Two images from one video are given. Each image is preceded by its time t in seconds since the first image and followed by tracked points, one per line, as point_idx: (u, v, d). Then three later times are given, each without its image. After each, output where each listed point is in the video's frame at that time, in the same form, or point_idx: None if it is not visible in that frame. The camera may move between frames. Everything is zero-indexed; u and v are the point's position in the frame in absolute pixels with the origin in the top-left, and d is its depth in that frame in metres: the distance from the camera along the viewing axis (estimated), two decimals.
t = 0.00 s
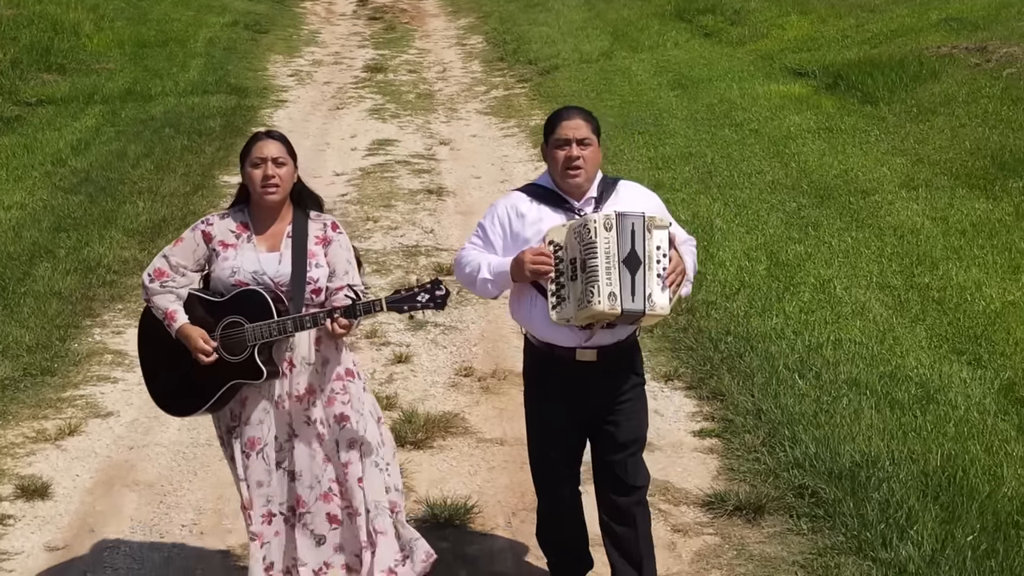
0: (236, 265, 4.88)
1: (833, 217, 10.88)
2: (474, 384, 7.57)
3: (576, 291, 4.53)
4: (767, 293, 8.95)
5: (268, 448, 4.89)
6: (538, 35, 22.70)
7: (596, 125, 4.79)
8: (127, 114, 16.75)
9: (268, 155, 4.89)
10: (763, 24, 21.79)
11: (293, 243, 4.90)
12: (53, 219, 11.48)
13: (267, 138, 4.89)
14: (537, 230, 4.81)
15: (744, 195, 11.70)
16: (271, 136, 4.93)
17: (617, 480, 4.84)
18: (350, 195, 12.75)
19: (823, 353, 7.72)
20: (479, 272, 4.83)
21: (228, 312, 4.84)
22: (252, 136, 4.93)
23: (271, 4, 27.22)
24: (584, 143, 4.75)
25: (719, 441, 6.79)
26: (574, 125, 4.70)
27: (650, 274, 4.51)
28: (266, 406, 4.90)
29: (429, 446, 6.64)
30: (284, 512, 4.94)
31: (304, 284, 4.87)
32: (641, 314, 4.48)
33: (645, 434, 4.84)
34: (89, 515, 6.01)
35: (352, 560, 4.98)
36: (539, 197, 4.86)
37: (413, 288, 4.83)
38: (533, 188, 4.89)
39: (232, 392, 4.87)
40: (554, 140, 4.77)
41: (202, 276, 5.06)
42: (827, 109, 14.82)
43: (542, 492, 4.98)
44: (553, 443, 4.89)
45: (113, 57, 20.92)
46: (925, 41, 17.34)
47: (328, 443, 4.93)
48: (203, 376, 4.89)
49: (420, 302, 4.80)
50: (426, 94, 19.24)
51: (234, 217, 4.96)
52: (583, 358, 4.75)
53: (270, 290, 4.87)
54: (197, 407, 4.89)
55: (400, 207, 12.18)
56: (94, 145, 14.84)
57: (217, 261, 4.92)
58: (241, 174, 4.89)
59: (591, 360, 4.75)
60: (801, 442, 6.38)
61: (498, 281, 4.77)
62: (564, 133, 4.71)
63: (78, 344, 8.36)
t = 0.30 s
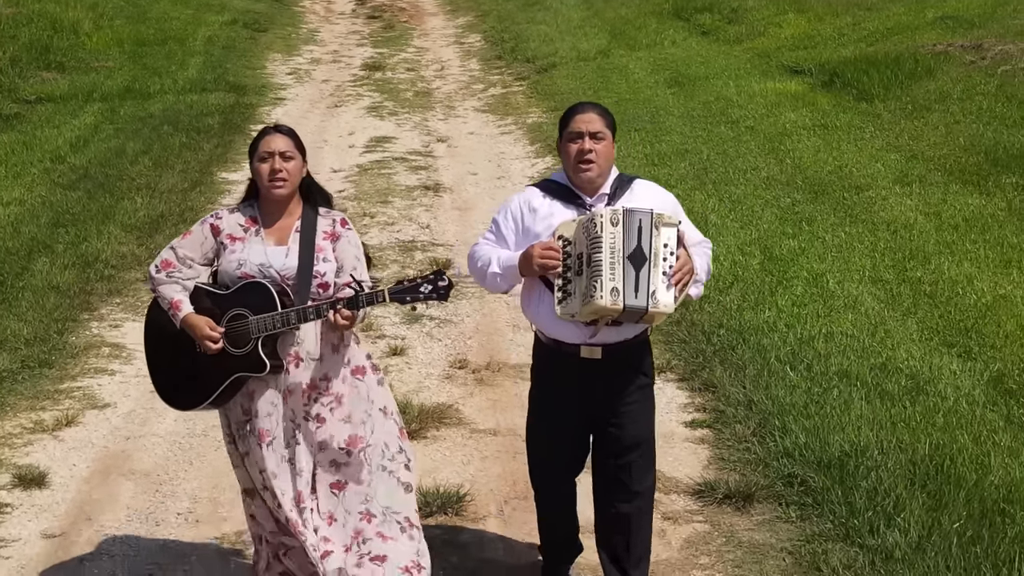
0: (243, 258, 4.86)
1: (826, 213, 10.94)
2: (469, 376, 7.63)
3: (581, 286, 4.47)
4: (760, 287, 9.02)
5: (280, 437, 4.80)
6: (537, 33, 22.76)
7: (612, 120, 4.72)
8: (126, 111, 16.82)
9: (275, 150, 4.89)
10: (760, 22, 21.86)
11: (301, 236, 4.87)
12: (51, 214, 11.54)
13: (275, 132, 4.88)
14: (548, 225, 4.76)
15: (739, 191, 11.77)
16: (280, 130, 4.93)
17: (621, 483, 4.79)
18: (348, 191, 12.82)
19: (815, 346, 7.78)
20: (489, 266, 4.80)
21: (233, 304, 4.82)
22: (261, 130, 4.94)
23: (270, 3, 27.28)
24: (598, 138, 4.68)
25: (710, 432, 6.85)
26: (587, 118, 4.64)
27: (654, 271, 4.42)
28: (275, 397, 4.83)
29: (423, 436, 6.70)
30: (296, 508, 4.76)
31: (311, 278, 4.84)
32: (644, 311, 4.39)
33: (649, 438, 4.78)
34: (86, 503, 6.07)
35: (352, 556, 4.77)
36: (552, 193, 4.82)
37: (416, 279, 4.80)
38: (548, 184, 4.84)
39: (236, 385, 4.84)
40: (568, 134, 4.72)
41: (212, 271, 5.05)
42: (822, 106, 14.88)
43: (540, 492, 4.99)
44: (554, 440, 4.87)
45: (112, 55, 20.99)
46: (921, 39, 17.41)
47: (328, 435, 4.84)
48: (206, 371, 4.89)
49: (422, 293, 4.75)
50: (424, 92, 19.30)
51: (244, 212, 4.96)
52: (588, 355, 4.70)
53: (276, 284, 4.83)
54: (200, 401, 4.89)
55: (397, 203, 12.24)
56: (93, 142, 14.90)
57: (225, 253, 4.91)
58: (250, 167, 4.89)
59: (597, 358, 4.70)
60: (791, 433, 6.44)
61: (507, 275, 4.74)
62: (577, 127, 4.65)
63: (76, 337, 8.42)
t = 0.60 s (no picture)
0: (250, 252, 4.87)
1: (821, 209, 11.01)
2: (464, 370, 7.69)
3: (589, 282, 4.44)
4: (753, 282, 9.09)
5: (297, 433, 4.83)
6: (535, 32, 22.83)
7: (629, 117, 4.65)
8: (124, 109, 16.88)
9: (281, 143, 4.83)
10: (757, 21, 21.92)
11: (307, 229, 4.86)
12: (50, 211, 11.60)
13: (279, 125, 4.84)
14: (561, 222, 4.68)
15: (734, 187, 11.83)
16: (285, 123, 4.88)
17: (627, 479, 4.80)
18: (346, 188, 12.88)
19: (807, 340, 7.84)
20: (502, 262, 4.74)
21: (241, 297, 4.83)
22: (265, 123, 4.88)
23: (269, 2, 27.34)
24: (616, 135, 4.62)
25: (701, 424, 6.92)
26: (606, 115, 4.58)
27: (661, 268, 4.39)
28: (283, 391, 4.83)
29: (417, 428, 6.75)
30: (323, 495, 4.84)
31: (317, 270, 4.83)
32: (650, 308, 4.37)
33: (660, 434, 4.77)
34: (83, 494, 6.14)
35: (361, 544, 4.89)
36: (567, 189, 4.73)
37: (419, 266, 4.74)
38: (563, 179, 4.76)
39: (243, 378, 4.77)
40: (586, 130, 4.66)
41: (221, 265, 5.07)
42: (817, 104, 14.95)
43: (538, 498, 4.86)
44: (559, 440, 4.77)
45: (111, 54, 21.05)
46: (916, 37, 17.47)
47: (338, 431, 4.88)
48: (215, 364, 4.84)
49: (426, 279, 4.71)
50: (422, 90, 19.36)
51: (251, 206, 4.95)
52: (600, 352, 4.69)
53: (283, 277, 4.84)
54: (209, 397, 4.81)
55: (395, 200, 12.30)
56: (92, 140, 14.96)
57: (231, 248, 4.91)
58: (255, 161, 4.85)
59: (608, 354, 4.69)
60: (781, 424, 6.51)
61: (520, 272, 4.67)
62: (596, 123, 4.59)
63: (74, 331, 8.48)
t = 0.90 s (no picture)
0: (247, 251, 4.85)
1: (815, 207, 11.07)
2: (458, 366, 7.75)
3: (588, 286, 4.36)
4: (747, 279, 9.14)
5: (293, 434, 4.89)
6: (533, 32, 22.89)
7: (627, 118, 4.59)
8: (123, 108, 16.93)
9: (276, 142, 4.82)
10: (755, 20, 21.97)
11: (304, 228, 4.85)
12: (48, 209, 11.65)
13: (275, 123, 4.81)
14: (558, 221, 4.61)
15: (729, 186, 11.88)
16: (280, 121, 4.87)
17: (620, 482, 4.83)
18: (343, 186, 12.94)
19: (799, 336, 7.90)
20: (498, 261, 4.66)
21: (238, 298, 4.82)
22: (261, 122, 4.86)
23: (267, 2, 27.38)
24: (613, 136, 4.55)
25: (693, 419, 6.98)
26: (603, 116, 4.51)
27: (662, 275, 4.33)
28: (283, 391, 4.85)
29: (412, 424, 6.81)
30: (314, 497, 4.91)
31: (314, 270, 4.83)
32: (650, 315, 4.32)
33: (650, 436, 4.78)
34: (79, 488, 6.19)
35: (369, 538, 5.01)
36: (563, 188, 4.66)
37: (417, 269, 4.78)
38: (559, 177, 4.69)
39: (241, 378, 4.81)
40: (582, 130, 4.59)
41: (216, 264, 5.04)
42: (813, 103, 15.01)
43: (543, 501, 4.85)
44: (558, 439, 4.77)
45: (110, 53, 21.11)
46: (913, 37, 17.52)
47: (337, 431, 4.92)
48: (211, 364, 4.87)
49: (425, 284, 4.74)
50: (420, 89, 19.42)
51: (247, 204, 4.93)
52: (595, 354, 4.64)
53: (280, 276, 4.83)
54: (206, 396, 4.83)
55: (391, 199, 12.35)
56: (90, 139, 15.02)
57: (228, 248, 4.89)
58: (250, 160, 4.84)
59: (604, 357, 4.65)
60: (772, 419, 6.57)
61: (515, 272, 4.61)
62: (593, 124, 4.52)
63: (71, 328, 8.54)
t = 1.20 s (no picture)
0: (232, 259, 4.73)
1: (809, 207, 11.12)
2: (452, 365, 7.80)
3: (579, 293, 4.34)
4: (740, 278, 9.19)
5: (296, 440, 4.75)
6: (531, 32, 22.94)
7: (607, 128, 4.54)
8: (122, 108, 16.99)
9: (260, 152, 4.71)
10: (752, 20, 22.04)
11: (290, 236, 4.75)
12: (46, 209, 11.69)
13: (258, 133, 4.70)
14: (539, 232, 4.60)
15: (724, 185, 11.94)
16: (263, 129, 4.75)
17: (612, 492, 4.75)
18: (340, 186, 13.00)
19: (791, 334, 7.96)
20: (481, 274, 4.63)
21: (225, 307, 4.70)
22: (243, 130, 4.75)
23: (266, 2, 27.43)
24: (594, 150, 4.51)
25: (685, 417, 7.03)
26: (582, 130, 4.46)
27: (654, 276, 4.31)
28: (281, 398, 4.73)
29: (405, 421, 6.87)
30: (325, 501, 4.76)
31: (301, 277, 4.72)
32: (645, 318, 4.28)
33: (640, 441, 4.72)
34: (75, 485, 6.24)
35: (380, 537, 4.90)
36: (542, 198, 4.64)
37: (408, 273, 4.77)
38: (539, 188, 4.67)
39: (233, 387, 4.70)
40: (561, 143, 4.53)
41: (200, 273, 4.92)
42: (809, 103, 15.07)
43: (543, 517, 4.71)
44: (553, 455, 4.67)
45: (109, 53, 21.15)
46: (909, 37, 17.57)
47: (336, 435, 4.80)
48: (200, 373, 4.77)
49: (416, 288, 4.74)
50: (418, 89, 19.47)
51: (230, 213, 4.82)
52: (588, 363, 4.56)
53: (267, 285, 4.71)
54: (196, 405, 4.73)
55: (388, 199, 12.39)
56: (89, 139, 15.06)
57: (213, 256, 4.76)
58: (234, 171, 4.73)
59: (597, 365, 4.57)
60: (763, 417, 6.62)
61: (501, 284, 4.56)
62: (572, 139, 4.48)
63: (68, 327, 8.59)
